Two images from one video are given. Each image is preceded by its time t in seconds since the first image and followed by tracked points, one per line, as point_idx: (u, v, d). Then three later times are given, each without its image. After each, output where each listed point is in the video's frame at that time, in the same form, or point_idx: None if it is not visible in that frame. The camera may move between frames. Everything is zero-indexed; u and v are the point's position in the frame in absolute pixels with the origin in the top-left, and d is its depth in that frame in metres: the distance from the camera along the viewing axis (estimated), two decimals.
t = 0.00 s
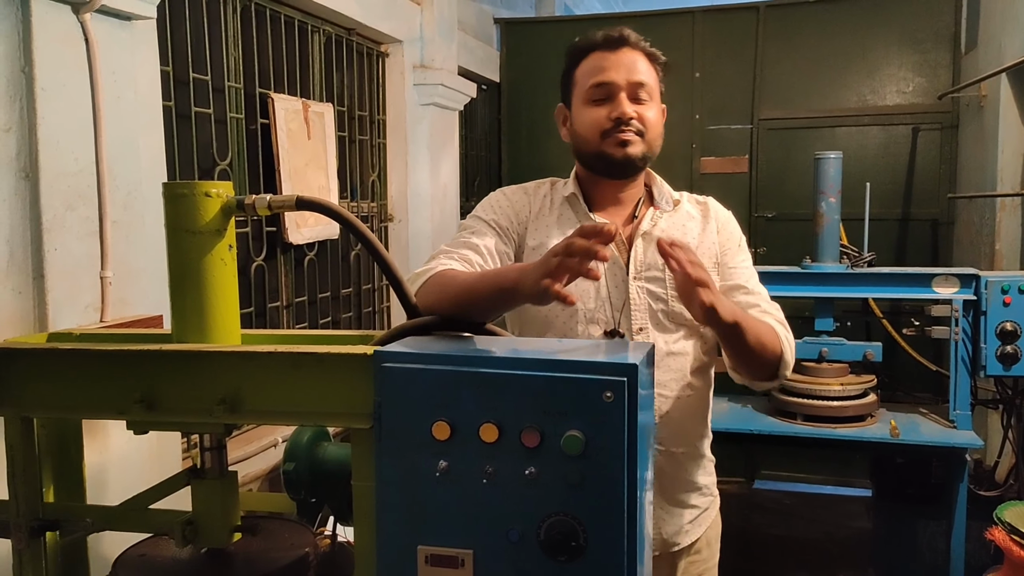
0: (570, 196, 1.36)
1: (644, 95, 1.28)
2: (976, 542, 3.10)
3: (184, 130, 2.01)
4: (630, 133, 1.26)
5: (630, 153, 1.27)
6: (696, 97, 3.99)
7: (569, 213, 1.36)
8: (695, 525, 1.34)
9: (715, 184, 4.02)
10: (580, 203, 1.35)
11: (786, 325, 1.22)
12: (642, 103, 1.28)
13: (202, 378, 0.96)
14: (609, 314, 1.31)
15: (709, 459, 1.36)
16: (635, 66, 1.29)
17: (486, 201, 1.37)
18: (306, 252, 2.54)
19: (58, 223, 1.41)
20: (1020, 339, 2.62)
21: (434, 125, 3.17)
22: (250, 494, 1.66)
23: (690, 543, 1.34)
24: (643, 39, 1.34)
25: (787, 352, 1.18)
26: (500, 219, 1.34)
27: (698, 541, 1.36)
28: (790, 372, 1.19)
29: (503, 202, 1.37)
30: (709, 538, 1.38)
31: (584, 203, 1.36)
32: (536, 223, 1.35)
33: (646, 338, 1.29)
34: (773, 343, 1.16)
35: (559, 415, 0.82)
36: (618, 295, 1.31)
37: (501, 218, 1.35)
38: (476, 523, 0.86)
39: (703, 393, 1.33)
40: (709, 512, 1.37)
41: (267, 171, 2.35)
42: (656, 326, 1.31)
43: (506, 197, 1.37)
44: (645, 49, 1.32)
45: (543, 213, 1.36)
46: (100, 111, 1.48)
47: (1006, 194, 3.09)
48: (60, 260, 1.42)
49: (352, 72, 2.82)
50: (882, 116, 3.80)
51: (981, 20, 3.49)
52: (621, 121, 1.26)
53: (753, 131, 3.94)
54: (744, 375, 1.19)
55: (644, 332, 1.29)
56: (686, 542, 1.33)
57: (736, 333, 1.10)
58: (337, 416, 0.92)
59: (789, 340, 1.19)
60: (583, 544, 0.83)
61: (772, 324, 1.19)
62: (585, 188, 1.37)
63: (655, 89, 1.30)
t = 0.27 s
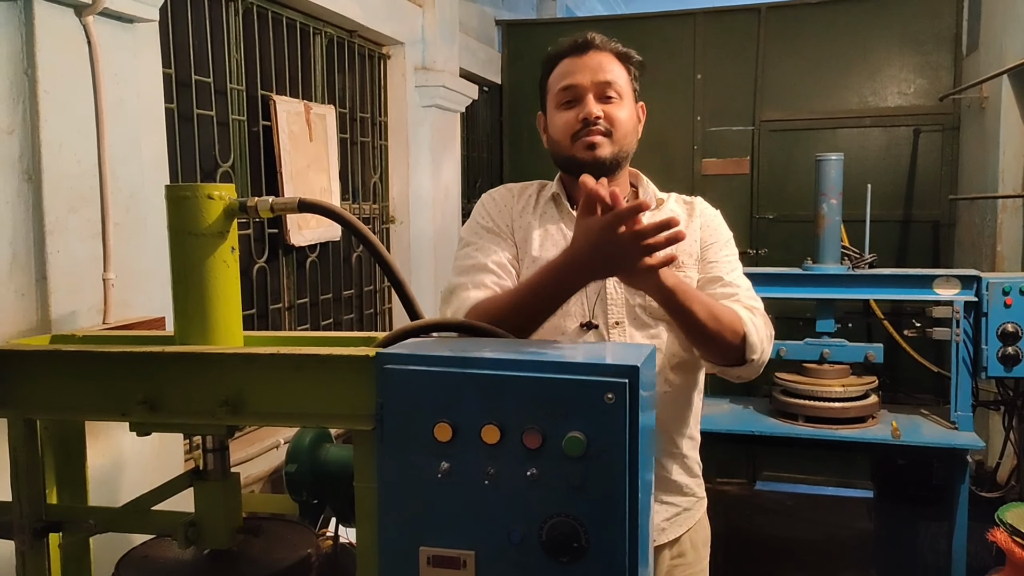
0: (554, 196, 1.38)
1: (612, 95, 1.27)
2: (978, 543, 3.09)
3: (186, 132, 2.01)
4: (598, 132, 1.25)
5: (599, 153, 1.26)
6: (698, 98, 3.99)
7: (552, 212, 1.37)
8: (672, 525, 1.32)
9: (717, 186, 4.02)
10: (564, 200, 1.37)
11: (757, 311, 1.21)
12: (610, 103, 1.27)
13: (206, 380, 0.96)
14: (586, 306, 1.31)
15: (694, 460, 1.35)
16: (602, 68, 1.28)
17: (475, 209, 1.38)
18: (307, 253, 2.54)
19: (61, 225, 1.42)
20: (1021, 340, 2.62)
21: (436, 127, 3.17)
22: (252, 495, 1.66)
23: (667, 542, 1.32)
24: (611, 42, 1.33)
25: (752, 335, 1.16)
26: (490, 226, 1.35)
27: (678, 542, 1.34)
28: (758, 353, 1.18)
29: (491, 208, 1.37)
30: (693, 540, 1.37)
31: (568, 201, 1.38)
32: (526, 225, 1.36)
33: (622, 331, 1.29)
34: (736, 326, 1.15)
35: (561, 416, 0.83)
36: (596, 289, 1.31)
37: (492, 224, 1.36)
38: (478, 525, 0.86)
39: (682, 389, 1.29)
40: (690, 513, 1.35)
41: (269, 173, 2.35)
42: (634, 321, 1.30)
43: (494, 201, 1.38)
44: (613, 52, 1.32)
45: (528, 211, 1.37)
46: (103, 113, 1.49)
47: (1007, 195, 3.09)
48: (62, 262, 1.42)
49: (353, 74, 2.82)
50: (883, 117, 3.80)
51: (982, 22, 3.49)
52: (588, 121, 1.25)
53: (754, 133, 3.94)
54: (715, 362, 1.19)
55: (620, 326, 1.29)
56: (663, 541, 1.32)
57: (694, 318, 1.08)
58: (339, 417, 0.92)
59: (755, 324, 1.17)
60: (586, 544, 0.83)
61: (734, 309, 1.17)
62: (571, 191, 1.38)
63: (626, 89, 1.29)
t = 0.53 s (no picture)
0: (539, 202, 1.38)
1: (592, 101, 1.30)
2: (979, 544, 3.09)
3: (187, 132, 2.02)
4: (579, 140, 1.28)
5: (580, 161, 1.29)
6: (699, 98, 3.98)
7: (537, 218, 1.37)
8: (665, 525, 1.33)
9: (718, 186, 4.01)
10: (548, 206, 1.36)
11: (738, 346, 1.27)
12: (592, 109, 1.30)
13: (206, 381, 0.96)
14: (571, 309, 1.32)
15: (684, 460, 1.36)
16: (583, 74, 1.31)
17: (458, 227, 1.40)
18: (308, 254, 2.54)
19: (62, 226, 1.42)
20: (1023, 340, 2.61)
21: (436, 127, 3.17)
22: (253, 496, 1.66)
23: (661, 542, 1.33)
24: (593, 45, 1.35)
25: (723, 373, 1.21)
26: (473, 243, 1.38)
27: (671, 544, 1.35)
28: (728, 390, 1.23)
29: (472, 222, 1.39)
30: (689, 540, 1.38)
31: (553, 207, 1.38)
32: (508, 236, 1.37)
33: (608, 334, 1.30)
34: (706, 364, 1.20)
35: (560, 417, 0.83)
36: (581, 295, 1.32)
37: (474, 240, 1.38)
38: (478, 526, 0.86)
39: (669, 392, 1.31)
40: (682, 515, 1.36)
41: (270, 173, 2.35)
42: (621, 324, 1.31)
43: (476, 213, 1.39)
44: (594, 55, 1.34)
45: (511, 220, 1.38)
46: (104, 114, 1.49)
47: (1009, 195, 3.09)
48: (63, 263, 1.42)
49: (354, 74, 2.82)
50: (884, 117, 3.79)
51: (984, 22, 3.49)
52: (569, 129, 1.28)
53: (755, 132, 3.94)
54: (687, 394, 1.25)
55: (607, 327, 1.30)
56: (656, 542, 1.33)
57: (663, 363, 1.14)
58: (339, 418, 0.92)
59: (728, 363, 1.22)
60: (585, 546, 0.83)
61: (707, 346, 1.22)
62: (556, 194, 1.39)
63: (607, 94, 1.32)
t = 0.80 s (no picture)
0: (522, 208, 1.39)
1: (571, 109, 1.30)
2: (979, 544, 3.09)
3: (187, 133, 2.02)
4: (559, 151, 1.30)
5: (561, 171, 1.31)
6: (699, 99, 3.98)
7: (522, 223, 1.38)
8: (668, 520, 1.34)
9: (717, 186, 4.01)
10: (532, 212, 1.37)
11: (729, 331, 1.25)
12: (570, 117, 1.30)
13: (204, 381, 0.96)
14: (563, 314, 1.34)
15: (683, 454, 1.36)
16: (560, 82, 1.30)
17: (446, 239, 1.43)
18: (308, 254, 2.54)
19: (61, 226, 1.42)
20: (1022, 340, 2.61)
21: (436, 128, 3.17)
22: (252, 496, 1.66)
23: (664, 537, 1.34)
24: (570, 47, 1.34)
25: (715, 359, 1.20)
26: (462, 254, 1.40)
27: (675, 537, 1.36)
28: (723, 375, 1.22)
29: (460, 233, 1.42)
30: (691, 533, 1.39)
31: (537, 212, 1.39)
32: (495, 245, 1.39)
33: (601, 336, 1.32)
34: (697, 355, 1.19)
35: (558, 417, 0.83)
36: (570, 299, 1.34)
37: (462, 252, 1.40)
38: (476, 526, 0.86)
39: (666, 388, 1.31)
40: (684, 508, 1.37)
41: (270, 174, 2.35)
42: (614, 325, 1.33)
43: (462, 225, 1.41)
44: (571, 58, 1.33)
45: (498, 228, 1.40)
46: (102, 114, 1.49)
47: (1008, 195, 3.09)
48: (63, 263, 1.42)
49: (354, 75, 2.82)
50: (884, 118, 3.79)
51: (983, 22, 3.50)
52: (549, 141, 1.29)
53: (755, 133, 3.94)
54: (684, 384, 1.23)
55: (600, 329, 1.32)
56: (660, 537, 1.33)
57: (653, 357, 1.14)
58: (338, 418, 0.92)
59: (720, 350, 1.21)
60: (583, 546, 0.83)
61: (698, 337, 1.21)
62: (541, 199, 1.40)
63: (585, 99, 1.31)
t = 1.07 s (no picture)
0: (515, 210, 1.40)
1: (562, 112, 1.30)
2: (979, 544, 3.09)
3: (186, 132, 2.01)
4: (551, 155, 1.30)
5: (553, 174, 1.31)
6: (699, 98, 3.98)
7: (515, 225, 1.39)
8: (671, 514, 1.35)
9: (717, 186, 4.01)
10: (526, 213, 1.38)
11: (731, 313, 1.26)
12: (561, 121, 1.30)
13: (203, 380, 0.96)
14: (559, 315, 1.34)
15: (683, 448, 1.37)
16: (550, 85, 1.30)
17: (441, 244, 1.43)
18: (307, 254, 2.54)
19: (60, 225, 1.42)
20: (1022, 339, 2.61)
21: (436, 127, 3.17)
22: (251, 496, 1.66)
23: (667, 531, 1.35)
24: (558, 48, 1.34)
25: (720, 338, 1.20)
26: (457, 258, 1.40)
27: (676, 531, 1.36)
28: (729, 355, 1.21)
29: (454, 237, 1.42)
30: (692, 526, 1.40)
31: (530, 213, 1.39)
32: (490, 247, 1.39)
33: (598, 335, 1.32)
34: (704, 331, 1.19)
35: (556, 417, 0.82)
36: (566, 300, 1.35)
37: (457, 256, 1.40)
38: (474, 526, 0.86)
39: (665, 384, 1.32)
40: (684, 502, 1.37)
41: (269, 172, 2.35)
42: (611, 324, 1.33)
43: (455, 229, 1.42)
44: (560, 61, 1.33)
45: (491, 231, 1.40)
46: (101, 113, 1.49)
47: (1008, 195, 3.09)
48: (61, 263, 1.42)
49: (353, 74, 2.82)
50: (884, 117, 3.79)
51: (983, 21, 3.50)
52: (540, 145, 1.29)
53: (755, 132, 3.94)
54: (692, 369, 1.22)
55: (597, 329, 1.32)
56: (664, 531, 1.34)
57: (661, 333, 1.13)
58: (336, 418, 0.92)
59: (724, 330, 1.21)
60: (581, 546, 0.83)
61: (703, 316, 1.21)
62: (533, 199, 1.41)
63: (575, 102, 1.31)
